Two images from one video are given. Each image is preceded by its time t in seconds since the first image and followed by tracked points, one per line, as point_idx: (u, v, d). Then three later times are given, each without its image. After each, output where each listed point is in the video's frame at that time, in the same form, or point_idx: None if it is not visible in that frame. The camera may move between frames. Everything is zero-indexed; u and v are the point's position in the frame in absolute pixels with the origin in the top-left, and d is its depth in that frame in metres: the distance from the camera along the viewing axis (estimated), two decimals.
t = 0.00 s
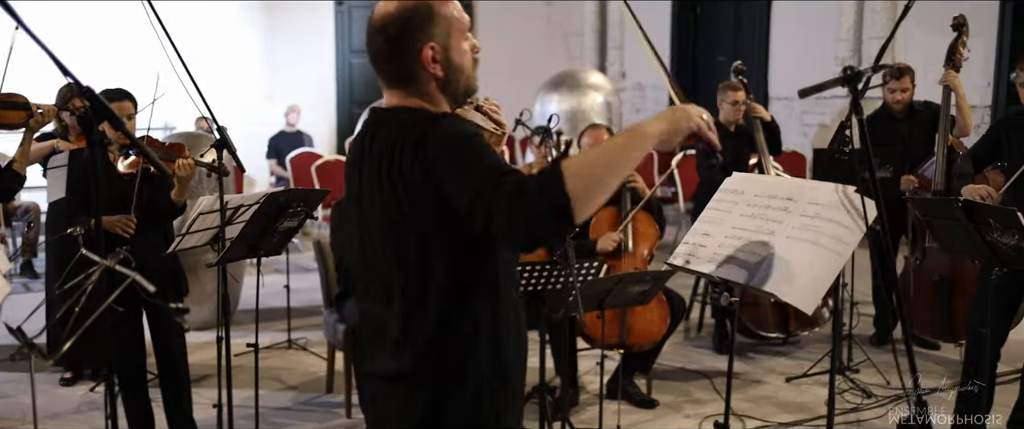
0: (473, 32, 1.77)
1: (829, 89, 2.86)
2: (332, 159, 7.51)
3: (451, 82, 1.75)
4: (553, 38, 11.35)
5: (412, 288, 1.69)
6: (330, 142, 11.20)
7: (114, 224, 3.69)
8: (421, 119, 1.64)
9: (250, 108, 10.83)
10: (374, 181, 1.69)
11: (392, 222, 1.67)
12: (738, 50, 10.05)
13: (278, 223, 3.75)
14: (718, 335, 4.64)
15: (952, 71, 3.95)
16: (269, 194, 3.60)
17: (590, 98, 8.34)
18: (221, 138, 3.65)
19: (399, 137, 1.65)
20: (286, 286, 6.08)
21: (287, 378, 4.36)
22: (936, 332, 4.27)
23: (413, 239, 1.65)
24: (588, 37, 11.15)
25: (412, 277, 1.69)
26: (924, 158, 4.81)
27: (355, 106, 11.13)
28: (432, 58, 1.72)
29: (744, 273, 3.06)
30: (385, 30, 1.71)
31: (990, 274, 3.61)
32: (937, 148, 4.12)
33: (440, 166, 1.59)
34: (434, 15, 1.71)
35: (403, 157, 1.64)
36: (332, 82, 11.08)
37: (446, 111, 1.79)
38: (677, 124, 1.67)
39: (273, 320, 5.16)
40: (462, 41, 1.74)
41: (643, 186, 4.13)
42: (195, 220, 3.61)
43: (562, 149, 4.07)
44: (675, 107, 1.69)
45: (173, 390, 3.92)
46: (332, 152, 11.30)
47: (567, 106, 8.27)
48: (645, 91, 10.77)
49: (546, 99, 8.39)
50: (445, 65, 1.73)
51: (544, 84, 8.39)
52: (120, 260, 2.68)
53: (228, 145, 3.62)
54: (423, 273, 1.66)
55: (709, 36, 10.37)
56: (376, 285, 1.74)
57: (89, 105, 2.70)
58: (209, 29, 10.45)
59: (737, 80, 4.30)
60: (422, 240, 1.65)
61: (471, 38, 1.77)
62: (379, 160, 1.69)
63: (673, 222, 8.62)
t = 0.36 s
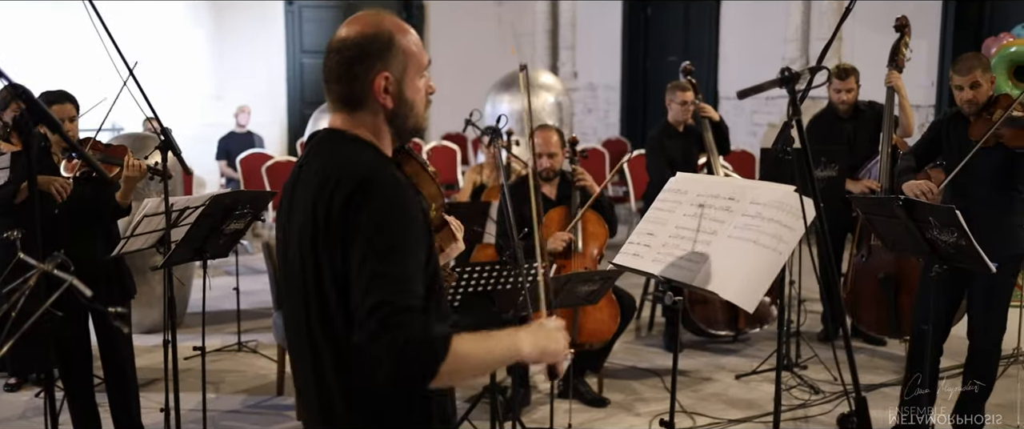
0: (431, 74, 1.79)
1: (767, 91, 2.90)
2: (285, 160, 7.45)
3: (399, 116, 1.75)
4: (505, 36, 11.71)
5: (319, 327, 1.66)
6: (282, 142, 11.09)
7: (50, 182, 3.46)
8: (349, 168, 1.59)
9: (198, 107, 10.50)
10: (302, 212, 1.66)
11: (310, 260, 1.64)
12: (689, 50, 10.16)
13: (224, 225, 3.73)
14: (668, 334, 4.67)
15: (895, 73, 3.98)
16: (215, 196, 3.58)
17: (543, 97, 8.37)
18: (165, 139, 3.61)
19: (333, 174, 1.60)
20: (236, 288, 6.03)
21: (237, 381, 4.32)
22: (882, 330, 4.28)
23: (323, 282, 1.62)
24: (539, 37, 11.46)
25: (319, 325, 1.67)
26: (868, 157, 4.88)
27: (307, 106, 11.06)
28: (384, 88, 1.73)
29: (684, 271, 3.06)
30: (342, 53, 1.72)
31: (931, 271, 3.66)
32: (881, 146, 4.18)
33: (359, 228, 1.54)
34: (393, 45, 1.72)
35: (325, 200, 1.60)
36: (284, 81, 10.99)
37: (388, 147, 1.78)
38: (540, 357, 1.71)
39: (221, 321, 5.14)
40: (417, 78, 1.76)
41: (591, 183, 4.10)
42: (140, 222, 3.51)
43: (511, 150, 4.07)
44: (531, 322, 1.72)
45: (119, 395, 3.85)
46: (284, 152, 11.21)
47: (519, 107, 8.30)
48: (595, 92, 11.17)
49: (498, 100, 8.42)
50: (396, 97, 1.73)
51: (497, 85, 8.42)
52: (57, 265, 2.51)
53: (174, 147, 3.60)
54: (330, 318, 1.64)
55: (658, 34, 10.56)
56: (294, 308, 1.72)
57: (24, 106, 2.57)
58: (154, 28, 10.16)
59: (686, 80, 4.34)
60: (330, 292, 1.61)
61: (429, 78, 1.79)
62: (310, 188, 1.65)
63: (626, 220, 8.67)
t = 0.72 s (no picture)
0: (371, 67, 1.75)
1: (716, 91, 2.95)
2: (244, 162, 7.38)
3: (334, 114, 1.73)
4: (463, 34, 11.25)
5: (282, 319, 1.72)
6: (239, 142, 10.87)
7: None
8: (295, 154, 1.64)
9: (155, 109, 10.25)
10: (250, 207, 1.70)
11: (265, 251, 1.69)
12: (647, 50, 10.23)
13: (178, 227, 3.70)
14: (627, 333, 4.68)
15: (848, 72, 4.04)
16: (168, 197, 3.55)
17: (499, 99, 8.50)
18: (117, 141, 3.57)
19: (290, 166, 1.64)
20: (192, 291, 5.96)
21: (195, 385, 4.28)
22: (837, 327, 4.35)
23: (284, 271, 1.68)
24: (499, 37, 11.22)
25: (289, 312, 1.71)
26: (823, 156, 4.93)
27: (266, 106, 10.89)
28: (317, 87, 1.70)
29: (636, 272, 3.05)
30: (276, 47, 1.69)
31: (882, 270, 3.69)
32: (834, 146, 4.20)
33: (339, 207, 1.63)
34: (328, 45, 1.69)
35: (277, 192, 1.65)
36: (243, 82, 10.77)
37: (325, 140, 1.77)
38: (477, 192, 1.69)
39: (177, 325, 5.10)
40: (354, 75, 1.72)
41: (547, 183, 4.06)
42: (90, 225, 3.48)
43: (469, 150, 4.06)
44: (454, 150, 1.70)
45: (73, 402, 3.78)
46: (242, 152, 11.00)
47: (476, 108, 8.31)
48: (554, 91, 11.05)
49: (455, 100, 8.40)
50: (330, 96, 1.71)
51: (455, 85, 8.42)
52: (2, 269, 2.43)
53: (126, 149, 3.56)
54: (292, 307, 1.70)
55: (616, 36, 10.67)
56: (252, 303, 1.76)
57: None
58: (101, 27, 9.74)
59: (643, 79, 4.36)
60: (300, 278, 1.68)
61: (369, 72, 1.75)
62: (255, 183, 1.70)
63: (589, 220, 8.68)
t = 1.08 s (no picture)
0: (322, 74, 1.74)
1: (667, 91, 2.98)
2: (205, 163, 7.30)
3: (289, 116, 1.71)
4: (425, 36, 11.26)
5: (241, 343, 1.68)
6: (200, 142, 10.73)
7: None
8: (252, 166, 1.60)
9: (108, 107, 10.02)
10: (200, 226, 1.65)
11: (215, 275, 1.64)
12: (606, 49, 10.22)
13: (133, 229, 3.66)
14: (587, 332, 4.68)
15: (802, 72, 4.13)
16: (122, 199, 3.51)
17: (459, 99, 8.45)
18: (70, 142, 3.51)
19: (241, 179, 1.60)
20: (150, 294, 5.89)
21: (153, 388, 4.23)
22: (795, 325, 4.38)
23: (239, 293, 1.63)
24: (460, 37, 11.26)
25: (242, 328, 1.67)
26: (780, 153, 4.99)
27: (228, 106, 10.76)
28: (272, 88, 1.68)
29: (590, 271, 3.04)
30: (229, 50, 1.66)
31: (837, 268, 3.69)
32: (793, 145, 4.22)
33: (287, 225, 1.58)
34: (282, 46, 1.67)
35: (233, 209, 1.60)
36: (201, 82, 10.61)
37: (279, 147, 1.74)
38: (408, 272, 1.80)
39: (133, 328, 5.05)
40: (306, 79, 1.71)
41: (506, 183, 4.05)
42: (43, 228, 3.43)
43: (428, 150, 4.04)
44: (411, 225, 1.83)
45: (28, 407, 3.71)
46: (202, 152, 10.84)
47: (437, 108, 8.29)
48: (515, 91, 11.11)
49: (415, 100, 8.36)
50: (285, 98, 1.69)
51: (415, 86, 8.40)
52: None
53: (79, 150, 3.50)
54: (251, 330, 1.66)
55: (576, 37, 10.69)
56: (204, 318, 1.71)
57: None
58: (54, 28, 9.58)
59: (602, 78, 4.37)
60: (252, 295, 1.63)
61: (320, 78, 1.74)
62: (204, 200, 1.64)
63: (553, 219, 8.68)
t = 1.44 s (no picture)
0: (261, 59, 1.71)
1: (622, 91, 2.98)
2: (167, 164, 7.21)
3: (229, 108, 1.69)
4: (389, 37, 11.24)
5: (197, 343, 1.66)
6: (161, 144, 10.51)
7: None
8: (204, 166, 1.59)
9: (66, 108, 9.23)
10: (151, 225, 1.63)
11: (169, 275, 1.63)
12: (569, 49, 10.15)
13: (88, 231, 3.63)
14: (549, 331, 4.70)
15: (763, 72, 4.15)
16: (76, 201, 3.47)
17: (423, 98, 8.29)
18: (22, 143, 3.46)
19: (192, 171, 1.59)
20: (109, 297, 5.82)
21: (110, 392, 4.18)
22: (756, 323, 4.41)
23: (192, 288, 1.62)
24: (423, 37, 11.19)
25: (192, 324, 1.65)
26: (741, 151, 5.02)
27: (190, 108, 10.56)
28: (210, 83, 1.65)
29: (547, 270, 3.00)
30: (163, 46, 1.64)
31: (796, 266, 3.69)
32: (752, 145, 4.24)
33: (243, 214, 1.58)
34: (215, 39, 1.64)
35: (183, 205, 1.59)
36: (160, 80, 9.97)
37: (225, 139, 1.72)
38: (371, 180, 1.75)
39: (89, 332, 4.99)
40: (245, 69, 1.68)
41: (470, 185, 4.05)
42: None
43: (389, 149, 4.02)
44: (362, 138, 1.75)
45: None
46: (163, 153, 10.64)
47: (400, 108, 8.20)
48: (478, 91, 11.01)
49: (378, 99, 8.26)
50: (224, 90, 1.66)
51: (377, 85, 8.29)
52: None
53: (30, 151, 3.45)
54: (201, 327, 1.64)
55: (538, 36, 10.57)
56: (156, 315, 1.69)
57: None
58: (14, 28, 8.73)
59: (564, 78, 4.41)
60: (205, 290, 1.62)
61: (258, 64, 1.71)
62: (152, 200, 1.63)
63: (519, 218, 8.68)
